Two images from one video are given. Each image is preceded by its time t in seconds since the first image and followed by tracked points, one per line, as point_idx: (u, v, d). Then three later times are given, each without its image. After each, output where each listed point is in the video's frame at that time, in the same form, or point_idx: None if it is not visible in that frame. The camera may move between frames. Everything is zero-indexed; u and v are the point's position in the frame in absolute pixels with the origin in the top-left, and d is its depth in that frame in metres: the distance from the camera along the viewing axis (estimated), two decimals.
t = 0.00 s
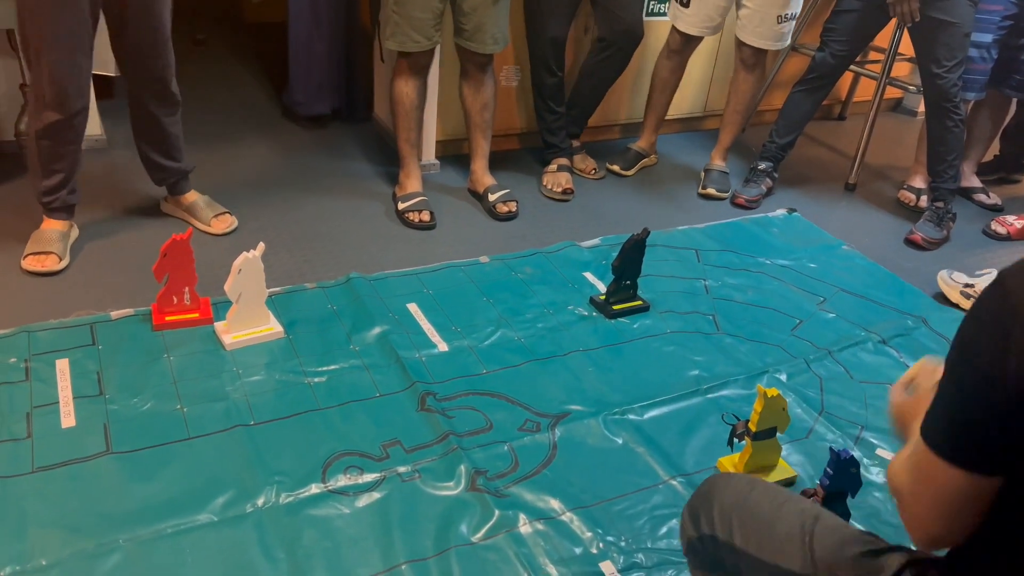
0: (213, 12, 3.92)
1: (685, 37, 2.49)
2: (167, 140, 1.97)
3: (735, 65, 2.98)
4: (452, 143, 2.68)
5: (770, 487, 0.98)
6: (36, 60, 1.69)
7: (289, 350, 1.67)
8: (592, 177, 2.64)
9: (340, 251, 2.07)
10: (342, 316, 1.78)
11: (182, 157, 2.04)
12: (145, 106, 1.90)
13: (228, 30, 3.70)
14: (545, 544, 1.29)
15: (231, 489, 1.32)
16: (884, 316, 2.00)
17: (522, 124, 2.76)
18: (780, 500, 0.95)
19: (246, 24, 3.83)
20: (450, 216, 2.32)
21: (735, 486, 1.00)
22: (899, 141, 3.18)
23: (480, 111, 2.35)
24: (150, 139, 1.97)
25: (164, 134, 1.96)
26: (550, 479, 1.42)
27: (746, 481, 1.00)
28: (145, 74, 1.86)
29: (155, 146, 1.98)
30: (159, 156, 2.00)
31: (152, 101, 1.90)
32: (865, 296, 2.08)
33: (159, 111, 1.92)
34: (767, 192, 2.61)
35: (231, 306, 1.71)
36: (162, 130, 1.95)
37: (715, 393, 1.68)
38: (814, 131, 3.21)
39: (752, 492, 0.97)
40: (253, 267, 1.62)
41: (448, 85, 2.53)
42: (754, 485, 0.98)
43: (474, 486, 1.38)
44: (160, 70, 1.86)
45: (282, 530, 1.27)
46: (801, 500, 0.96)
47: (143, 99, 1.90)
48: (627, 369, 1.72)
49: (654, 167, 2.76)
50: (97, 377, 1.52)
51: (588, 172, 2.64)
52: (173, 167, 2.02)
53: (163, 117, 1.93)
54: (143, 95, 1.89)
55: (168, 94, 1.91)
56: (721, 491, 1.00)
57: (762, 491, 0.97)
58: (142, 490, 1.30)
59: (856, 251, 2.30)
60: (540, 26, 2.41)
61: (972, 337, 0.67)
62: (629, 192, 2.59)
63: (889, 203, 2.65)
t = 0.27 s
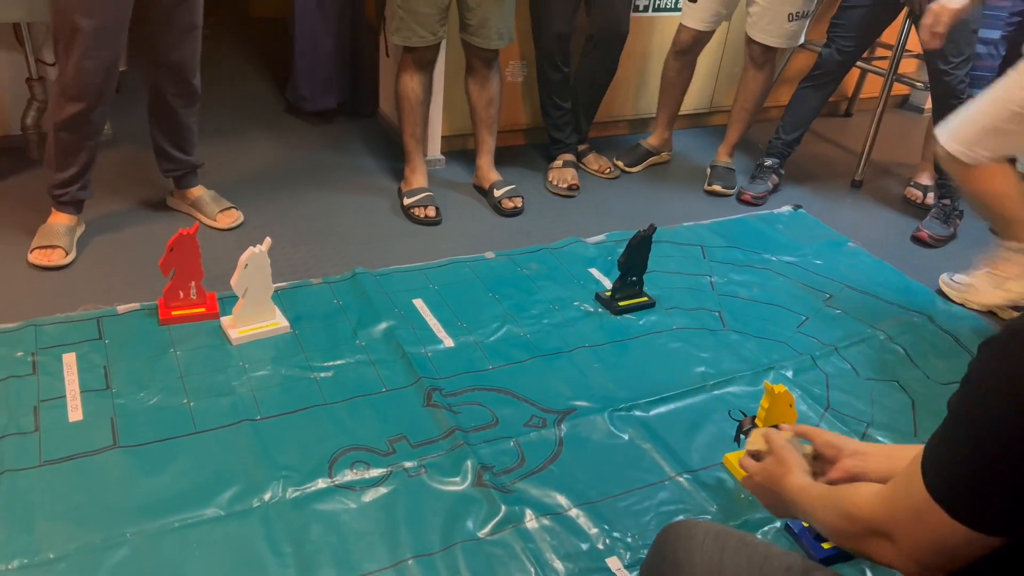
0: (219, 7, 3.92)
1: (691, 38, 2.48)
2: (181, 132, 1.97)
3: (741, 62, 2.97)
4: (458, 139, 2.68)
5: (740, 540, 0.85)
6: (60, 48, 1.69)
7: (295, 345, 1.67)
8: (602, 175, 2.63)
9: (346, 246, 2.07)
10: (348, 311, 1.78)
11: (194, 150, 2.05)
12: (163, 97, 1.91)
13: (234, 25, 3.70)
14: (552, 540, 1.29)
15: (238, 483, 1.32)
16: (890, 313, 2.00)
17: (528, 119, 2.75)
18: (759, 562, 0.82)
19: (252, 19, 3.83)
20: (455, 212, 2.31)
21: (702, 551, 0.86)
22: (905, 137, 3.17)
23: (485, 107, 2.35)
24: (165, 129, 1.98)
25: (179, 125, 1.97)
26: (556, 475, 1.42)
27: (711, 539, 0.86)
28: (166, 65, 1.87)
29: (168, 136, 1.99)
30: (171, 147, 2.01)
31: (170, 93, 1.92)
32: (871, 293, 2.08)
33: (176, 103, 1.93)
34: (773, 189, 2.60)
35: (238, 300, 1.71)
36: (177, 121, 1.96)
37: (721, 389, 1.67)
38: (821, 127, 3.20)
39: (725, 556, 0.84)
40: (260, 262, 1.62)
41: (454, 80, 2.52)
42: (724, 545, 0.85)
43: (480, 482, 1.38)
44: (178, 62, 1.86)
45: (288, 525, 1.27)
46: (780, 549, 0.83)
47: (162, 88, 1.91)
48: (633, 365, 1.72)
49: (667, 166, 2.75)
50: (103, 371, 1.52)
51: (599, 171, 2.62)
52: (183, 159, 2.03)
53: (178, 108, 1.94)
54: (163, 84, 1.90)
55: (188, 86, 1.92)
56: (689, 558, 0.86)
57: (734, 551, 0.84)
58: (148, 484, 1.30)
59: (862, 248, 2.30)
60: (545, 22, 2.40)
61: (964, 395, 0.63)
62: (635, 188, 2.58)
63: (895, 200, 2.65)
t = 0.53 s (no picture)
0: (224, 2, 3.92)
1: (691, 33, 2.48)
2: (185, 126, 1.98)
3: (746, 58, 2.96)
4: (461, 135, 2.68)
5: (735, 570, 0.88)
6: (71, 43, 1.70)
7: (298, 340, 1.67)
8: (608, 173, 2.62)
9: (349, 242, 2.07)
10: (351, 307, 1.78)
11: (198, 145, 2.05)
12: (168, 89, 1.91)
13: (238, 21, 3.70)
14: (554, 537, 1.29)
15: (241, 479, 1.32)
16: (895, 311, 1.99)
17: (532, 116, 2.75)
18: None
19: (256, 14, 3.83)
20: (458, 208, 2.31)
21: None
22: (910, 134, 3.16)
23: (489, 103, 2.34)
24: (170, 124, 1.98)
25: (184, 118, 1.97)
26: (559, 472, 1.42)
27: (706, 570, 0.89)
28: (173, 61, 1.87)
29: (173, 130, 1.99)
30: (176, 141, 2.01)
31: (177, 86, 1.92)
32: (875, 290, 2.07)
33: (181, 96, 1.93)
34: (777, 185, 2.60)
35: (241, 296, 1.71)
36: (182, 115, 1.96)
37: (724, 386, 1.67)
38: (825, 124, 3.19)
39: None
40: (263, 258, 1.62)
41: (458, 76, 2.52)
42: None
43: (483, 478, 1.38)
44: (185, 57, 1.87)
45: (291, 521, 1.27)
46: None
47: (168, 84, 1.91)
48: (636, 362, 1.72)
49: (676, 164, 2.74)
50: (107, 367, 1.53)
51: (605, 168, 2.62)
52: (187, 153, 2.04)
53: (184, 103, 1.95)
54: (169, 79, 1.90)
55: (195, 81, 1.92)
56: None
57: None
58: (152, 479, 1.31)
59: (866, 245, 2.29)
60: (549, 17, 2.40)
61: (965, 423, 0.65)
62: (639, 184, 2.58)
63: (900, 197, 2.64)
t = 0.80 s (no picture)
0: None
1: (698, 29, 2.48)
2: (184, 122, 1.98)
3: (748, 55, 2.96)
4: (462, 132, 2.67)
5: None
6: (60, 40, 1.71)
7: (298, 338, 1.67)
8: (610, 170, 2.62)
9: (349, 239, 2.07)
10: (351, 304, 1.78)
11: (197, 143, 2.05)
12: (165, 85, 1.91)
13: (239, 18, 3.69)
14: (554, 535, 1.29)
15: (241, 477, 1.32)
16: (896, 308, 1.98)
17: (532, 113, 2.75)
18: None
19: (256, 11, 3.82)
20: (458, 205, 2.31)
21: None
22: (912, 131, 3.15)
23: (491, 100, 2.34)
24: (168, 120, 1.98)
25: (182, 115, 1.97)
26: (559, 469, 1.41)
27: None
28: (168, 58, 1.87)
29: (172, 127, 1.99)
30: (174, 138, 2.01)
31: (174, 83, 1.92)
32: (876, 287, 2.07)
33: (179, 92, 1.93)
34: (778, 183, 2.59)
35: (242, 294, 1.71)
36: (180, 111, 1.96)
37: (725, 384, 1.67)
38: (827, 121, 3.18)
39: None
40: (262, 255, 1.62)
41: (459, 73, 2.52)
42: None
43: (483, 476, 1.37)
44: (180, 55, 1.87)
45: (291, 518, 1.27)
46: None
47: (164, 80, 1.92)
48: (637, 359, 1.72)
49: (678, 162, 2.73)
50: (107, 364, 1.53)
51: (606, 166, 2.61)
52: (187, 150, 2.03)
53: (182, 99, 1.94)
54: (165, 76, 1.91)
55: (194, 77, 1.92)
56: None
57: None
58: (151, 476, 1.31)
59: (867, 243, 2.29)
60: (550, 14, 2.39)
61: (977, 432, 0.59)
62: (640, 181, 2.58)
63: (901, 195, 2.63)
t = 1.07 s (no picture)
0: None
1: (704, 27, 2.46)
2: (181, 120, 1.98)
3: (749, 53, 2.95)
4: (463, 130, 2.67)
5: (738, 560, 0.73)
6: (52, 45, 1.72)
7: (299, 337, 1.67)
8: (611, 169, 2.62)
9: (350, 237, 2.07)
10: (352, 303, 1.78)
11: (196, 141, 2.04)
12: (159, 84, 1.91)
13: (240, 16, 3.69)
14: (555, 533, 1.29)
15: (242, 476, 1.32)
16: (898, 307, 1.98)
17: (533, 111, 2.74)
18: None
19: (257, 9, 3.82)
20: (459, 204, 2.31)
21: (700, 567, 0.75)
22: (913, 129, 3.14)
23: (492, 98, 2.34)
24: (164, 118, 1.98)
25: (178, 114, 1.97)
26: (560, 468, 1.41)
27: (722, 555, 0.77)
28: (159, 58, 1.87)
29: (169, 126, 1.99)
30: (172, 137, 2.01)
31: (169, 82, 1.92)
32: (877, 285, 2.07)
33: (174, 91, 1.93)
34: (779, 181, 2.59)
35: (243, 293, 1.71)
36: (176, 110, 1.96)
37: (726, 382, 1.67)
38: (828, 119, 3.18)
39: None
40: (263, 254, 1.62)
41: (460, 72, 2.51)
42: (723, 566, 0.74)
43: (484, 475, 1.38)
44: (171, 54, 1.87)
45: (292, 517, 1.27)
46: None
47: (158, 80, 1.92)
48: (638, 358, 1.72)
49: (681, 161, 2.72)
50: (108, 363, 1.53)
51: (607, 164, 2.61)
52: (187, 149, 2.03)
53: (177, 98, 1.95)
54: (159, 76, 1.91)
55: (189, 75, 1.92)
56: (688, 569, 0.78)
57: None
58: (152, 475, 1.31)
59: (869, 241, 2.28)
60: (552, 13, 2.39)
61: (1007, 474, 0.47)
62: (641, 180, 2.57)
63: (903, 192, 2.63)
